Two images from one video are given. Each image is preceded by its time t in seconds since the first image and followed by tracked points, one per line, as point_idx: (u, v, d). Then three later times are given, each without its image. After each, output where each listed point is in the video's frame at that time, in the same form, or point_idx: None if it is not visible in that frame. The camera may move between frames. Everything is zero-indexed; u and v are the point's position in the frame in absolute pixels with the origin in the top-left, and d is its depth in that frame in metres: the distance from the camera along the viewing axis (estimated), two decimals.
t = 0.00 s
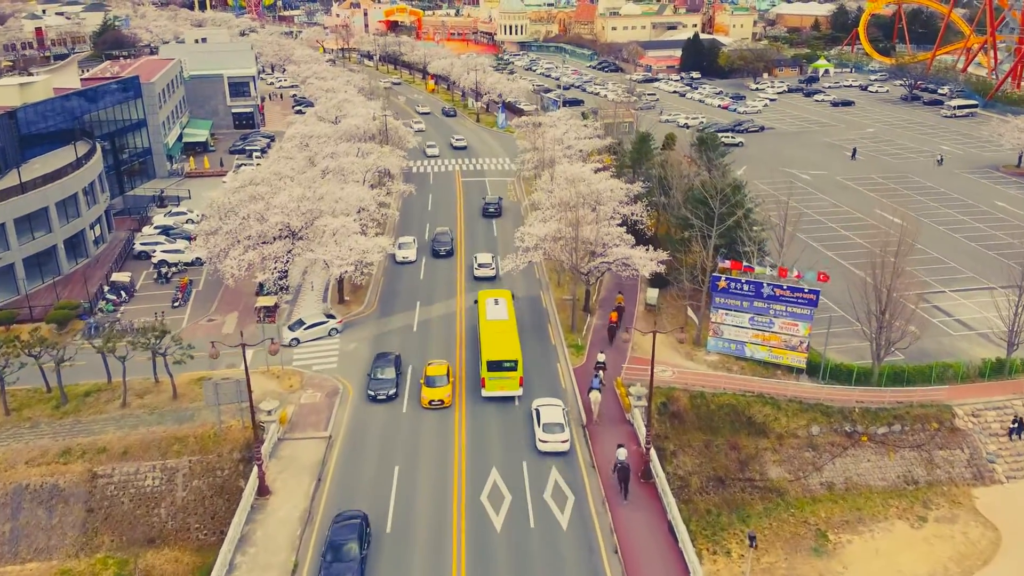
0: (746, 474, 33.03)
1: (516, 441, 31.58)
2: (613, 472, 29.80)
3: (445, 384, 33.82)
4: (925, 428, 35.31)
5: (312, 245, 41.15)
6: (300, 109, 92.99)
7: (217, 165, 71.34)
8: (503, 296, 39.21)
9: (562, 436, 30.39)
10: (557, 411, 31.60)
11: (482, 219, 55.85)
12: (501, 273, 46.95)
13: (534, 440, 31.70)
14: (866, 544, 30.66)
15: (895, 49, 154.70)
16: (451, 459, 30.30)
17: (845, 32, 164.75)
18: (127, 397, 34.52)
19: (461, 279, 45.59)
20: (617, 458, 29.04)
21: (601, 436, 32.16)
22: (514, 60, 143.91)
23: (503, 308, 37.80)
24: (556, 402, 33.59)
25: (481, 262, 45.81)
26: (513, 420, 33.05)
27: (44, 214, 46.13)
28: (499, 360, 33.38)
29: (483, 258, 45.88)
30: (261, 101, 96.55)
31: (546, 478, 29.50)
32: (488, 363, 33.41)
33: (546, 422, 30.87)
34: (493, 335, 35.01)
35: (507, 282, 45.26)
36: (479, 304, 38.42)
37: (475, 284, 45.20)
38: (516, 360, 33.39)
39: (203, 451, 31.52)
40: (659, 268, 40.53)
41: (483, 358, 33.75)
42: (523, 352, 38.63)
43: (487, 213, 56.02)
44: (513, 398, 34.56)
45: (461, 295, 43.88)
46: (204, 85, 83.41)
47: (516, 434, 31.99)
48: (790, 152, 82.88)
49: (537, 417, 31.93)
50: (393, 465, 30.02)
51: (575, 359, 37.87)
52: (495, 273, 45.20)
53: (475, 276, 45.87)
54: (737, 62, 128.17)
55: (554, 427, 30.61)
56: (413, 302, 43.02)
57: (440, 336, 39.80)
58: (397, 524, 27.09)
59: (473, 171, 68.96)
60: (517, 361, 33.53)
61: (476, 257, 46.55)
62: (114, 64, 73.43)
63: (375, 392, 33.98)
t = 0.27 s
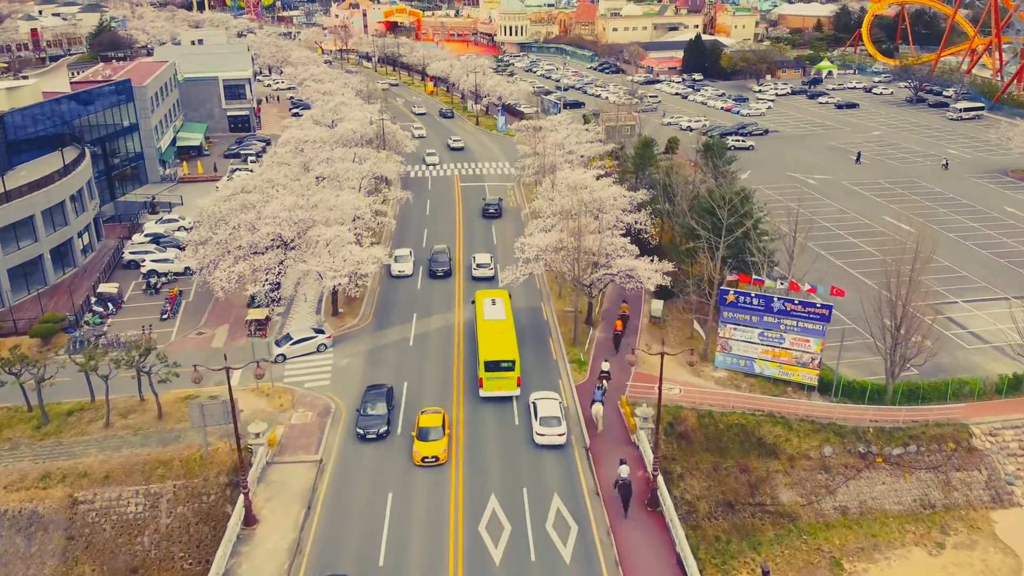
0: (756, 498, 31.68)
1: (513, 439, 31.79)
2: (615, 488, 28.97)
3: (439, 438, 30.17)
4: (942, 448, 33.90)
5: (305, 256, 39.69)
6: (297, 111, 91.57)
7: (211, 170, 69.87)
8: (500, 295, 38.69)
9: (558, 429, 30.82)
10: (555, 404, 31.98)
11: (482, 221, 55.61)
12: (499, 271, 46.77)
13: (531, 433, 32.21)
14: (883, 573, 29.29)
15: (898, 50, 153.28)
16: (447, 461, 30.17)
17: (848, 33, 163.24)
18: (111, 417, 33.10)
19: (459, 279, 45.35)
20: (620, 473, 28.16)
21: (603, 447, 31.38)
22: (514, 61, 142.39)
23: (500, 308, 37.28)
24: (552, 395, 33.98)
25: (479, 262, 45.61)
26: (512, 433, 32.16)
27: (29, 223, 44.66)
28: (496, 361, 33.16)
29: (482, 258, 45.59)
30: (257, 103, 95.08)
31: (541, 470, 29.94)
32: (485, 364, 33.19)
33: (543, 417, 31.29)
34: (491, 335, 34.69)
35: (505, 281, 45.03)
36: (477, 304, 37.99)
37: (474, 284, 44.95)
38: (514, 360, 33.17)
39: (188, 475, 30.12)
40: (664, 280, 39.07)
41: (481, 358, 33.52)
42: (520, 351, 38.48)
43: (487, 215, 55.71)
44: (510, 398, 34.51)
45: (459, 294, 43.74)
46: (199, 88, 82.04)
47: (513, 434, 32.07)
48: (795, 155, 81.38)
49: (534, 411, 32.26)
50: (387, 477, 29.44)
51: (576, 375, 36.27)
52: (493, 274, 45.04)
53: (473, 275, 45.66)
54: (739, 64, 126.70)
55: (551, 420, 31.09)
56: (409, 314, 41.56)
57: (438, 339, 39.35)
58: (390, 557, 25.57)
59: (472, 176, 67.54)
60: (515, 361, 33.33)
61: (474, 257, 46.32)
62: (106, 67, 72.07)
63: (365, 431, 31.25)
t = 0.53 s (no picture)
0: (767, 524, 30.34)
1: (510, 437, 31.88)
2: (617, 506, 28.01)
3: (432, 508, 26.40)
4: (960, 471, 32.50)
5: (297, 268, 38.28)
6: (294, 114, 90.19)
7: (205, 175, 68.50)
8: (497, 296, 38.65)
9: (555, 421, 31.24)
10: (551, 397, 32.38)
11: (483, 223, 55.49)
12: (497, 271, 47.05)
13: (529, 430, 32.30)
14: None
15: (902, 52, 151.87)
16: (445, 468, 29.72)
17: (851, 34, 161.86)
18: (94, 439, 31.71)
19: (458, 279, 45.56)
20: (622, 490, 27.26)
21: (605, 462, 30.41)
22: (514, 63, 141.03)
23: (497, 308, 37.30)
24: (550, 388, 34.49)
25: (478, 263, 45.94)
26: (512, 458, 30.58)
27: (14, 233, 43.28)
28: (494, 360, 33.09)
29: (481, 259, 45.84)
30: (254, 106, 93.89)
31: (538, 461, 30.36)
32: (483, 363, 33.12)
33: (540, 409, 31.68)
34: (489, 335, 34.69)
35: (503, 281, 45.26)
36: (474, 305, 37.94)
37: (472, 285, 45.17)
38: (511, 360, 33.12)
39: (172, 502, 28.76)
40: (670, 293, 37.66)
41: (478, 359, 33.42)
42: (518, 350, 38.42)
43: (487, 216, 55.54)
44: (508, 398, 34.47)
45: (457, 293, 44.02)
46: (194, 90, 80.65)
47: (510, 434, 31.97)
48: (800, 159, 79.91)
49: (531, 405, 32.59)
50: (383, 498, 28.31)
51: (579, 393, 34.76)
52: (492, 274, 45.34)
53: (472, 276, 45.91)
54: (742, 66, 125.31)
55: (548, 414, 31.45)
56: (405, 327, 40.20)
57: (437, 341, 39.00)
58: None
59: (472, 181, 66.10)
60: (513, 361, 33.28)
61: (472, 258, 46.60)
62: (99, 70, 70.73)
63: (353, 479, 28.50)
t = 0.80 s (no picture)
0: (779, 553, 28.98)
1: (507, 436, 31.74)
2: (619, 523, 26.98)
3: None
4: (980, 495, 31.11)
5: (288, 282, 36.81)
6: (290, 118, 88.74)
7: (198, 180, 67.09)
8: (494, 297, 38.83)
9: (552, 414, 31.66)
10: (548, 391, 32.68)
11: (483, 223, 55.32)
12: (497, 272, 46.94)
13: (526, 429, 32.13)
14: None
15: (905, 53, 150.50)
16: (442, 469, 29.56)
17: (854, 35, 160.46)
18: (75, 463, 30.28)
19: (457, 280, 45.40)
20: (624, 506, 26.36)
21: (607, 479, 29.25)
22: (514, 65, 139.55)
23: (494, 308, 37.47)
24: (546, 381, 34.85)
25: (477, 262, 45.93)
26: (512, 485, 28.88)
27: None
28: (491, 360, 33.04)
29: (479, 259, 45.80)
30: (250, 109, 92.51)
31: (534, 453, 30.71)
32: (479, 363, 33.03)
33: (536, 402, 32.10)
34: (486, 335, 34.74)
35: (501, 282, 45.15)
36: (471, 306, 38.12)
37: (470, 285, 44.99)
38: (508, 360, 33.09)
39: (155, 531, 27.33)
40: (676, 308, 36.23)
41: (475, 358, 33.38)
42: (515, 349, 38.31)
43: (488, 217, 55.33)
44: (506, 398, 34.27)
45: (454, 294, 43.95)
46: (188, 93, 79.15)
47: (507, 436, 31.70)
48: (804, 164, 78.49)
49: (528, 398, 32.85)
50: (378, 525, 26.91)
51: (582, 414, 33.16)
52: (490, 274, 45.21)
53: (470, 276, 45.80)
54: (744, 67, 123.92)
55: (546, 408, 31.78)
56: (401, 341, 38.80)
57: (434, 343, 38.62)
58: None
59: (470, 186, 64.66)
60: (510, 361, 33.25)
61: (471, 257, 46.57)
62: (90, 73, 69.27)
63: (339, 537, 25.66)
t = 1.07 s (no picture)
0: None
1: (505, 435, 31.52)
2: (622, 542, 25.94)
3: None
4: (1002, 522, 29.71)
5: (279, 295, 35.28)
6: (287, 121, 87.32)
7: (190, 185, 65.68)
8: (491, 296, 39.05)
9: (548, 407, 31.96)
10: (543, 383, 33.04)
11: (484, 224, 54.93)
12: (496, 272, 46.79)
13: (524, 430, 31.88)
14: None
15: (909, 54, 149.10)
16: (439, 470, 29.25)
17: (857, 36, 159.03)
18: (53, 488, 28.85)
19: (454, 280, 45.20)
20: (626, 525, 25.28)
21: (609, 499, 28.07)
22: (514, 66, 138.08)
23: (491, 308, 37.73)
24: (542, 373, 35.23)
25: (475, 262, 45.66)
26: (512, 513, 27.26)
27: None
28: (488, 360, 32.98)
29: (478, 258, 45.56)
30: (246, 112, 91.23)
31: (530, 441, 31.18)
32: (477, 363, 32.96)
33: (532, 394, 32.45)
34: (482, 336, 34.79)
35: (501, 282, 44.90)
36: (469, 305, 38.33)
37: (468, 285, 44.81)
38: (505, 360, 33.07)
39: (136, 562, 25.91)
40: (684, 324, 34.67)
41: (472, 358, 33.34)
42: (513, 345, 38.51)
43: (488, 219, 54.92)
44: (504, 396, 34.19)
45: (453, 295, 43.70)
46: (182, 96, 77.68)
47: (505, 436, 31.48)
48: (810, 168, 76.99)
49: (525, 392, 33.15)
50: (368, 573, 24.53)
51: (585, 436, 31.51)
52: (489, 274, 44.97)
53: (469, 276, 45.59)
54: (747, 69, 122.52)
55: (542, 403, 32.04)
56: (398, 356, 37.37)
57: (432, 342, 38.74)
58: None
59: (470, 192, 63.20)
60: (507, 361, 33.25)
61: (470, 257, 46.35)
62: (82, 77, 67.80)
63: None
